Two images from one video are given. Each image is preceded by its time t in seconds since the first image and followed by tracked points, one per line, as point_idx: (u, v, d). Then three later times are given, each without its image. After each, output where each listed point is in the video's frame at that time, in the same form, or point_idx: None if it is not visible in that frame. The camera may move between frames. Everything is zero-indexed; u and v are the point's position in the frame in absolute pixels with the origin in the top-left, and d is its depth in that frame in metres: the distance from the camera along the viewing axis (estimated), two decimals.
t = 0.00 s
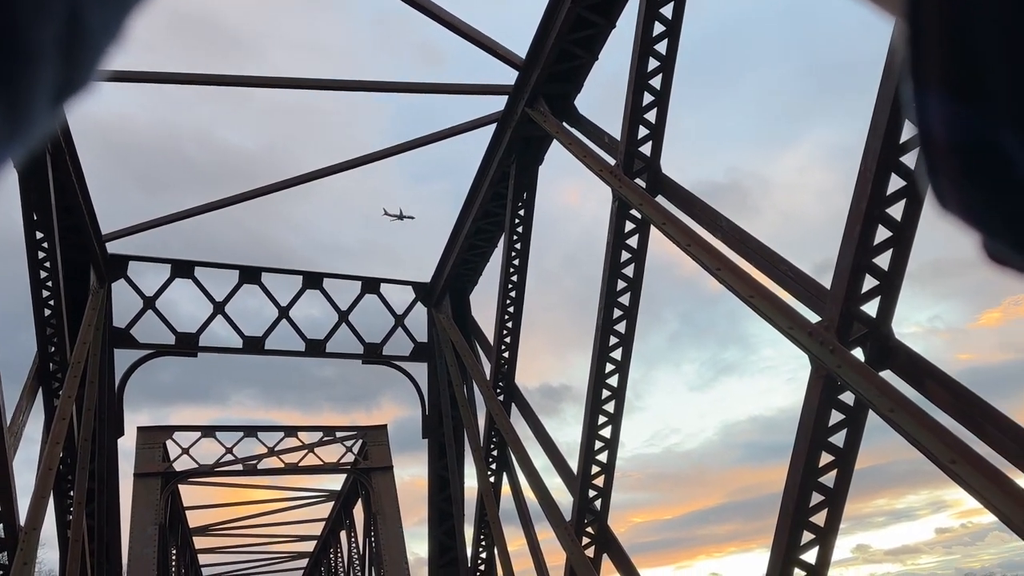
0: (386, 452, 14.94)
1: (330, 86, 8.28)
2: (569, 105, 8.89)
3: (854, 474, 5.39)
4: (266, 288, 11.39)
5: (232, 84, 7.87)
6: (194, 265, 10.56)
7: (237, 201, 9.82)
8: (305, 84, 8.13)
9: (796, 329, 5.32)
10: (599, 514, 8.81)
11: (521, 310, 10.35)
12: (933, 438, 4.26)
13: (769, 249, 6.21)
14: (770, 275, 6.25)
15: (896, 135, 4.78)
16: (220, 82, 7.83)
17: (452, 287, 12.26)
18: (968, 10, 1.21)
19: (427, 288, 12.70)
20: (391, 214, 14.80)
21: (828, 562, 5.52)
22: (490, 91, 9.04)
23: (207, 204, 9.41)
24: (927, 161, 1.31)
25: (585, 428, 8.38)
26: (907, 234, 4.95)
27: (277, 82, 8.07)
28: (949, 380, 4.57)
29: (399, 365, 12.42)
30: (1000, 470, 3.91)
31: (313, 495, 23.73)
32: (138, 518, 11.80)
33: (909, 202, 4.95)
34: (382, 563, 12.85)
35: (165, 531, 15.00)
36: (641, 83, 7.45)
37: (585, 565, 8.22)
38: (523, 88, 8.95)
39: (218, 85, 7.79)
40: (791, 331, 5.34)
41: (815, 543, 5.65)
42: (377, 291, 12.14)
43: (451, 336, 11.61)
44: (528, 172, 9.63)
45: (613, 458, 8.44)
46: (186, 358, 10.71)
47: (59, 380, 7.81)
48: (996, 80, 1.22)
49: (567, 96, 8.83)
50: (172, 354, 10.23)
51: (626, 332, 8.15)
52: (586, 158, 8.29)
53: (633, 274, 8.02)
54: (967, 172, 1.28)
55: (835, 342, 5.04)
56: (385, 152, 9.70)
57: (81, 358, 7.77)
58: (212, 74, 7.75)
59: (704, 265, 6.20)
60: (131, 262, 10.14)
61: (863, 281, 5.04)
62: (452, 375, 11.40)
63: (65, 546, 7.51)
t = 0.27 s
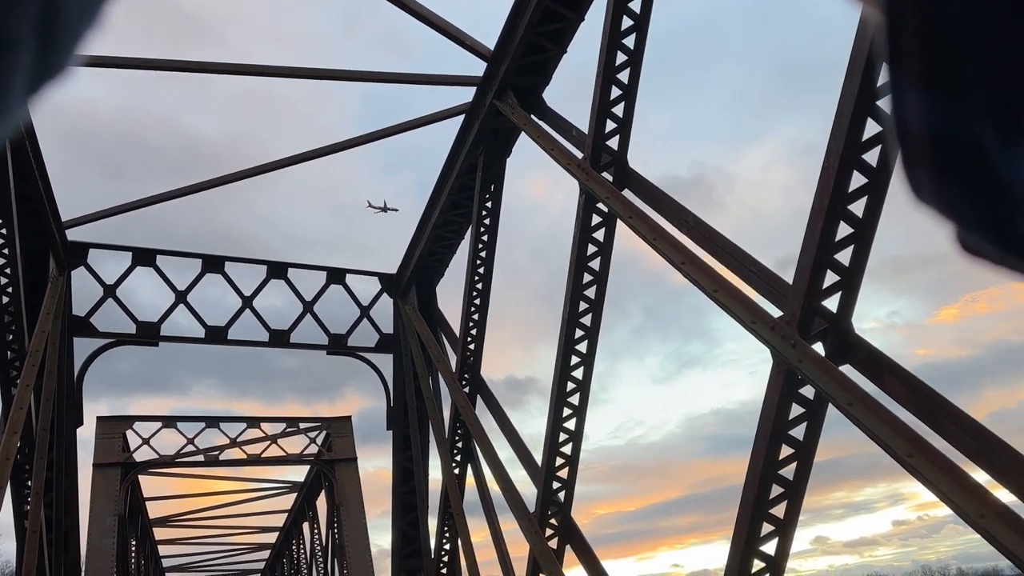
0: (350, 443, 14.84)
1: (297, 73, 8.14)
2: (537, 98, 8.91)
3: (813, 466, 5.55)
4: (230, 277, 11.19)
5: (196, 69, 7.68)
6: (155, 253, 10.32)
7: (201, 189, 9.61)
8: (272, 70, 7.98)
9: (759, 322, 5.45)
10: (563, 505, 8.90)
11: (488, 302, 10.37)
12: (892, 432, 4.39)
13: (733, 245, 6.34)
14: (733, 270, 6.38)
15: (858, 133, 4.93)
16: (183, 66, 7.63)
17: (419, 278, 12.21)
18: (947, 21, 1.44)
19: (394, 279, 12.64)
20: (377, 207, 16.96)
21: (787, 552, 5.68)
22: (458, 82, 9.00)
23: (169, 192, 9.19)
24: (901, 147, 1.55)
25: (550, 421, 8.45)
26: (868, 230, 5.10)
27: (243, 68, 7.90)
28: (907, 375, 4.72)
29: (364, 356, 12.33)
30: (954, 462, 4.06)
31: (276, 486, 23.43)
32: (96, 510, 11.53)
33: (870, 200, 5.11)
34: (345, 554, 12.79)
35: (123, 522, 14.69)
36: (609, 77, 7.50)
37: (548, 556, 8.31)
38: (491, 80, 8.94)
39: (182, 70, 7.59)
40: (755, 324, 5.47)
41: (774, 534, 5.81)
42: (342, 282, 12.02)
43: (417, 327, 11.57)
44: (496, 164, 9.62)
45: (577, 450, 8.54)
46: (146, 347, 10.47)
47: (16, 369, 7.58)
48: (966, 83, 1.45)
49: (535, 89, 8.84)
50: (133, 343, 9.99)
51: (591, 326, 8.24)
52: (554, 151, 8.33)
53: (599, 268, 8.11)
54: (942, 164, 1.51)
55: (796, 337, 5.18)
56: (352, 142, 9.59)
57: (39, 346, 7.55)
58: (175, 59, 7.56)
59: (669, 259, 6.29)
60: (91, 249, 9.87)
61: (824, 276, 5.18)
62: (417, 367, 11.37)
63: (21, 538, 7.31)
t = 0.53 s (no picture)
0: (300, 431, 14.66)
1: (249, 55, 7.94)
2: (492, 86, 8.90)
3: (758, 455, 5.75)
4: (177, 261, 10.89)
5: (142, 47, 7.41)
6: (99, 235, 9.95)
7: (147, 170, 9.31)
8: (222, 51, 7.76)
9: (709, 313, 5.61)
10: (513, 493, 9.01)
11: (441, 290, 10.36)
12: (835, 423, 4.58)
13: (684, 236, 6.49)
14: (685, 261, 6.53)
15: (807, 130, 5.11)
16: (128, 44, 7.35)
17: (372, 265, 12.11)
18: (907, 31, 1.68)
19: (346, 265, 12.50)
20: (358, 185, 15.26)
21: (731, 538, 5.88)
22: (413, 68, 8.92)
23: (114, 173, 8.86)
24: (864, 141, 1.76)
25: (502, 409, 8.53)
26: (816, 224, 5.29)
27: (192, 49, 7.66)
28: (851, 368, 4.93)
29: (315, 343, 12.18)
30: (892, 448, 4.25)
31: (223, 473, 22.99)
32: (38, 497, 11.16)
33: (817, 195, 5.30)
34: (294, 542, 12.67)
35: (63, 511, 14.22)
36: (564, 67, 7.55)
37: (498, 544, 8.41)
38: (447, 67, 8.90)
39: (128, 48, 7.32)
40: (705, 315, 5.63)
41: (720, 521, 6.01)
42: (293, 268, 11.82)
43: (369, 315, 11.48)
44: (450, 152, 9.59)
45: (528, 439, 8.65)
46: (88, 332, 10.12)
47: None
48: (922, 85, 1.67)
49: (491, 77, 8.83)
50: (77, 327, 9.64)
51: (544, 315, 8.33)
52: (509, 139, 8.36)
53: (553, 257, 8.20)
54: (899, 157, 1.72)
55: (744, 328, 5.35)
56: (305, 125, 9.41)
57: None
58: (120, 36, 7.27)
59: (621, 249, 6.41)
60: (31, 229, 9.46)
61: (772, 269, 5.35)
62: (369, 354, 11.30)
63: None
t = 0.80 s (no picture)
0: (234, 413, 14.35)
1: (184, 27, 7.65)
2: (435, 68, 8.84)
3: (690, 439, 5.99)
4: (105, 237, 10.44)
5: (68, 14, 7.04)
6: (25, 208, 9.43)
7: (73, 143, 8.87)
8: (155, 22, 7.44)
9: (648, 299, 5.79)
10: (450, 476, 9.09)
11: (380, 272, 10.30)
12: (767, 411, 4.81)
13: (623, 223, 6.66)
14: (624, 248, 6.70)
15: (744, 122, 5.33)
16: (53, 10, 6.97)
17: (310, 245, 11.90)
18: (913, 20, 1.43)
19: (284, 245, 12.25)
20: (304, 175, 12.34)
21: (663, 520, 6.13)
22: (354, 47, 8.77)
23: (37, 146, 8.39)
24: (867, 148, 1.54)
25: (440, 392, 8.58)
26: (751, 214, 5.52)
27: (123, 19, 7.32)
28: (783, 356, 5.19)
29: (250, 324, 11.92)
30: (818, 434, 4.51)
31: (151, 455, 22.30)
32: None
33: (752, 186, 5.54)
34: (226, 526, 12.45)
35: None
36: (508, 52, 7.58)
37: (434, 526, 8.49)
38: (390, 47, 8.79)
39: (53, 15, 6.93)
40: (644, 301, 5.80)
41: (652, 504, 6.25)
42: (229, 247, 11.51)
43: (306, 296, 11.30)
44: (392, 133, 9.50)
45: (466, 422, 8.75)
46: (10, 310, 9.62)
47: None
48: (932, 87, 1.44)
49: (434, 58, 8.77)
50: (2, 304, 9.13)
51: (483, 299, 8.41)
52: (452, 122, 8.34)
53: (494, 241, 8.27)
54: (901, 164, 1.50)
55: (680, 315, 5.55)
56: (244, 101, 9.14)
57: None
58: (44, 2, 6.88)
59: (562, 235, 6.53)
60: None
61: (708, 257, 5.57)
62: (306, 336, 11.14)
63: None
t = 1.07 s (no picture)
0: (150, 387, 13.83)
1: None
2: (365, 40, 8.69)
3: (612, 418, 6.25)
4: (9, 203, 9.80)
5: None
6: None
7: None
8: None
9: (575, 279, 5.96)
10: (373, 453, 9.13)
11: (305, 246, 10.13)
12: (691, 392, 5.10)
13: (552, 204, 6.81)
14: (552, 228, 6.86)
15: (672, 106, 5.53)
16: None
17: (232, 217, 11.53)
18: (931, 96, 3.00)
19: (204, 217, 11.82)
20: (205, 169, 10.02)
21: (584, 495, 6.39)
22: (281, 14, 8.50)
23: None
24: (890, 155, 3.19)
25: (365, 369, 8.58)
26: (676, 196, 5.77)
27: None
28: (704, 338, 5.51)
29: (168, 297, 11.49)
30: (739, 415, 4.82)
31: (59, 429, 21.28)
32: None
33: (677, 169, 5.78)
34: (139, 503, 12.06)
35: None
36: (439, 27, 7.55)
37: (356, 503, 8.52)
38: (318, 16, 8.58)
39: None
40: (572, 280, 5.97)
41: (574, 480, 6.50)
42: (146, 217, 11.02)
43: (227, 269, 10.98)
44: (319, 104, 9.30)
45: (390, 399, 8.82)
46: None
47: None
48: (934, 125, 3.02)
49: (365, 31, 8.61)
50: None
51: (410, 276, 8.45)
52: (381, 96, 8.25)
53: (422, 218, 8.30)
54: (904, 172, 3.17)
55: (606, 295, 5.76)
56: (164, 66, 8.71)
57: None
58: None
59: (492, 213, 6.61)
60: None
61: (634, 237, 5.78)
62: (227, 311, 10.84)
63: None
